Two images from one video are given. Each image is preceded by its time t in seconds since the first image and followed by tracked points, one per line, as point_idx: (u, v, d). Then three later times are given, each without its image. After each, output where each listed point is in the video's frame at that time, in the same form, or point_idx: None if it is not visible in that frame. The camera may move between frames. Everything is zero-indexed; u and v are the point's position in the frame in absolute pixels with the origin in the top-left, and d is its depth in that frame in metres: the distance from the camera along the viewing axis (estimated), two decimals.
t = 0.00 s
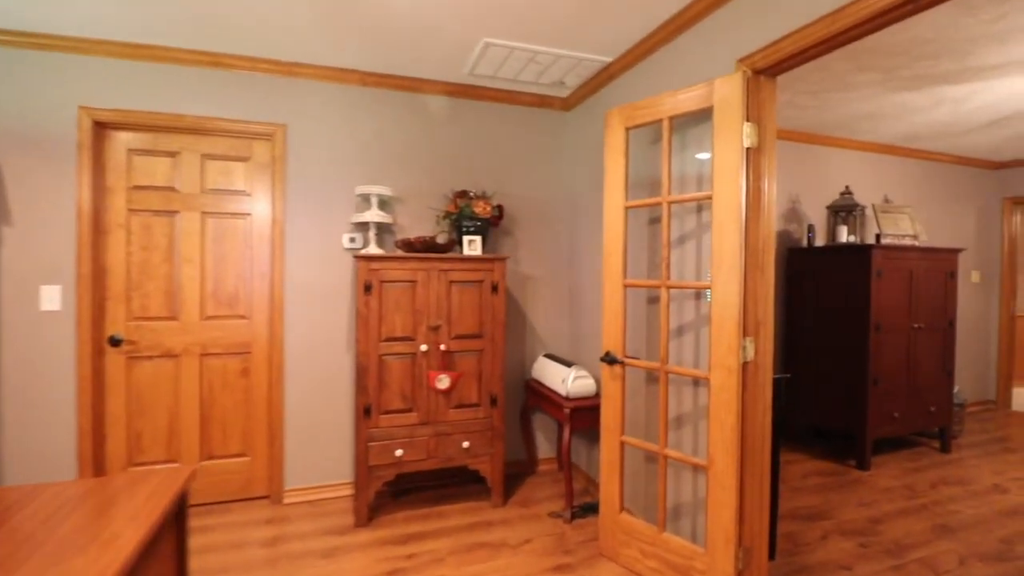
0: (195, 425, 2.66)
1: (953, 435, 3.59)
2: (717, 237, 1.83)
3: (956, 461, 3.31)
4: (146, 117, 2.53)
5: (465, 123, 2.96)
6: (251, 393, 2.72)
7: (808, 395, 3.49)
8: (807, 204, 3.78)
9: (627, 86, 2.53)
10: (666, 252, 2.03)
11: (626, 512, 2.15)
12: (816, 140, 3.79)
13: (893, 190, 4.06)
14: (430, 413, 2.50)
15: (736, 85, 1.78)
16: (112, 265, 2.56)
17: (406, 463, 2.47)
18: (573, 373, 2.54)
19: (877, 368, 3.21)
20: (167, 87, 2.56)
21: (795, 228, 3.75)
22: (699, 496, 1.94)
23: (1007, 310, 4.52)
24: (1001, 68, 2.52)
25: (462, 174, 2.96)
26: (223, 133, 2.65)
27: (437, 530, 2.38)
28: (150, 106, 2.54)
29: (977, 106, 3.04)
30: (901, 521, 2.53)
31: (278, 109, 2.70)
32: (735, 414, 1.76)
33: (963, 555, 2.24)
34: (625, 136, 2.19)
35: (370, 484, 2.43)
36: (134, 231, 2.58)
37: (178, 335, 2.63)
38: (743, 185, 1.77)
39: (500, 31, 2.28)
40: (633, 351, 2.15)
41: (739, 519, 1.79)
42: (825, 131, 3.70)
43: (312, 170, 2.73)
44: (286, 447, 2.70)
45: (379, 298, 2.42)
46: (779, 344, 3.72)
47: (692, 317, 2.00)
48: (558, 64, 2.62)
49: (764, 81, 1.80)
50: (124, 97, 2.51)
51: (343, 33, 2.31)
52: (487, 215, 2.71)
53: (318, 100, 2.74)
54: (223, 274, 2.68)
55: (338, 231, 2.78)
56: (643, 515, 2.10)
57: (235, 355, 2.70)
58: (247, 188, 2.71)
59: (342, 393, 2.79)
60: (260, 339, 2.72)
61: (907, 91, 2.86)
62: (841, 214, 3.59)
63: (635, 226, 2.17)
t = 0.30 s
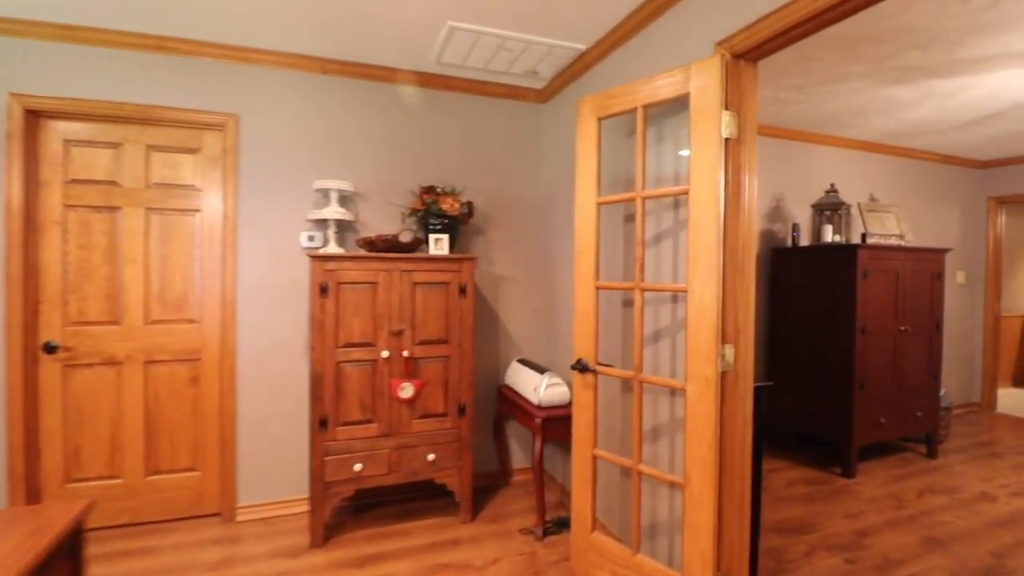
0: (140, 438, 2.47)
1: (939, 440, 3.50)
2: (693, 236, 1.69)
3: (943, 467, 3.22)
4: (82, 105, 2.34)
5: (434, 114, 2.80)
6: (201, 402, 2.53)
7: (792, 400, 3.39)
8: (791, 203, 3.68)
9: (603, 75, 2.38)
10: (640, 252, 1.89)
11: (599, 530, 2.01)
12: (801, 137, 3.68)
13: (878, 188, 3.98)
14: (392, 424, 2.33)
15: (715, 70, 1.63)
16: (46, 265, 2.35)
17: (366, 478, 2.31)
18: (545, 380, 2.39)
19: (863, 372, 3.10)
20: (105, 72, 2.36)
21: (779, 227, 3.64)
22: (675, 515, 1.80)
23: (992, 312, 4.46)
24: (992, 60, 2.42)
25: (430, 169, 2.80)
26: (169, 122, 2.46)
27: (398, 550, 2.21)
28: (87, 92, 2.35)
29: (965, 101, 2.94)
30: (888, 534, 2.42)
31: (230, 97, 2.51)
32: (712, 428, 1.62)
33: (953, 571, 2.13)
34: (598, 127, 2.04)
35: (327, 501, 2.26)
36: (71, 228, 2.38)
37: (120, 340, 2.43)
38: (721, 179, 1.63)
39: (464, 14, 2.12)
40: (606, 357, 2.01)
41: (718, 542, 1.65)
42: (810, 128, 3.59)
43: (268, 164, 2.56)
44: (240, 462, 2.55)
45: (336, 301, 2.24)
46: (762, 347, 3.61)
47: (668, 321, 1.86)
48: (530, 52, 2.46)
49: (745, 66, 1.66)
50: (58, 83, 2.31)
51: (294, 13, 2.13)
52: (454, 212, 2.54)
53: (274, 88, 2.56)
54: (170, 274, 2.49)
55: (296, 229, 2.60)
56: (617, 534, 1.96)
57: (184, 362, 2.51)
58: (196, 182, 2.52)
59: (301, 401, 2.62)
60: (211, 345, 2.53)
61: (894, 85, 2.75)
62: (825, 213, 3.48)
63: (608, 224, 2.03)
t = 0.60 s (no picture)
0: (81, 453, 2.28)
1: (927, 444, 3.42)
2: (671, 234, 1.55)
3: (931, 473, 3.13)
4: (14, 91, 2.14)
5: (403, 106, 2.65)
6: (149, 413, 2.35)
7: (777, 404, 3.29)
8: (776, 202, 3.57)
9: (579, 64, 2.24)
10: (615, 252, 1.75)
11: (572, 551, 1.88)
12: (786, 134, 3.58)
13: (864, 187, 3.89)
14: (352, 437, 2.17)
15: (694, 53, 1.50)
16: None
17: (325, 494, 2.14)
18: (518, 388, 2.24)
19: (850, 376, 3.00)
20: (41, 56, 2.17)
21: (765, 227, 3.54)
22: (653, 536, 1.67)
23: (978, 313, 4.41)
24: (983, 53, 2.32)
25: (398, 163, 2.64)
26: (111, 111, 2.27)
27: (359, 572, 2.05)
28: (20, 77, 2.16)
29: (954, 97, 2.85)
30: (878, 547, 2.31)
31: (179, 86, 2.33)
32: (692, 444, 1.49)
33: None
34: (572, 118, 1.90)
35: (282, 521, 2.10)
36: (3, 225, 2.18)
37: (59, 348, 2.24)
38: (702, 172, 1.50)
39: None
40: (580, 365, 1.87)
41: (697, 567, 1.52)
42: (796, 124, 3.49)
43: (221, 157, 2.39)
44: (190, 476, 2.38)
45: (291, 305, 2.08)
46: (746, 350, 3.51)
47: (645, 327, 1.73)
48: (502, 39, 2.31)
49: (726, 49, 1.53)
50: None
51: None
52: (422, 209, 2.39)
53: (228, 76, 2.39)
54: (114, 276, 2.31)
55: (252, 227, 2.43)
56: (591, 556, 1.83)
57: (130, 370, 2.33)
58: (142, 176, 2.33)
59: (258, 411, 2.45)
60: (160, 351, 2.35)
61: (882, 78, 2.64)
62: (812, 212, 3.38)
63: (582, 221, 1.90)
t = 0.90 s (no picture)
0: (10, 470, 2.07)
1: (913, 447, 3.35)
2: (648, 229, 1.41)
3: (917, 478, 3.06)
4: None
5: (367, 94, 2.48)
6: (88, 425, 2.16)
7: (762, 408, 3.20)
8: (761, 199, 3.48)
9: (553, 50, 2.11)
10: (588, 249, 1.61)
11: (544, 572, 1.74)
12: (771, 130, 3.48)
13: (849, 185, 3.82)
14: (309, 449, 2.01)
15: (672, 31, 1.37)
16: None
17: (278, 512, 1.98)
18: (489, 395, 2.09)
19: (836, 379, 2.91)
20: None
21: (749, 225, 3.44)
22: (629, 559, 1.53)
23: (962, 313, 4.37)
24: (974, 44, 2.23)
25: (363, 156, 2.48)
26: (44, 94, 2.07)
27: None
28: None
29: (942, 91, 2.77)
30: (867, 559, 2.21)
31: (122, 68, 2.14)
32: (670, 461, 1.35)
33: None
34: (543, 105, 1.76)
35: (230, 542, 1.93)
36: None
37: None
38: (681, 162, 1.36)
39: None
40: (552, 371, 1.73)
41: None
42: (781, 119, 3.39)
43: (168, 146, 2.21)
44: (134, 491, 2.20)
45: (240, 307, 1.91)
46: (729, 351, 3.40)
47: (621, 330, 1.59)
48: (472, 22, 2.17)
49: (707, 27, 1.40)
50: None
51: None
52: (386, 205, 2.23)
53: (176, 59, 2.21)
54: (48, 275, 2.11)
55: (202, 222, 2.25)
56: None
57: (67, 378, 2.13)
58: (80, 167, 2.13)
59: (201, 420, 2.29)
60: (101, 357, 2.16)
61: (870, 70, 2.55)
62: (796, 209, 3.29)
63: (553, 216, 1.75)
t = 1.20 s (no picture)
0: None
1: (897, 452, 3.28)
2: (620, 226, 1.27)
3: (902, 484, 2.98)
4: None
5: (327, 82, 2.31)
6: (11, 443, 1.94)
7: (746, 413, 3.09)
8: (743, 198, 3.37)
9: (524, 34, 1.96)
10: (557, 248, 1.47)
11: None
12: (753, 126, 3.38)
13: (832, 184, 3.74)
14: (256, 467, 1.83)
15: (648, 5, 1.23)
16: None
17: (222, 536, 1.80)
18: (455, 406, 1.94)
19: (821, 384, 2.81)
20: None
21: (731, 225, 3.33)
22: None
23: (943, 314, 4.34)
24: (964, 35, 2.15)
25: (322, 147, 2.31)
26: None
27: None
28: None
29: (928, 86, 2.70)
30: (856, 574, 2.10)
31: (49, 46, 1.93)
32: (645, 484, 1.21)
33: None
34: (510, 91, 1.61)
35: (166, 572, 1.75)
36: None
37: None
38: (657, 150, 1.23)
39: None
40: (519, 381, 1.58)
41: None
42: (764, 115, 3.29)
43: (103, 134, 2.00)
44: (65, 513, 1.99)
45: (177, 311, 1.73)
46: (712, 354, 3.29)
47: (593, 336, 1.45)
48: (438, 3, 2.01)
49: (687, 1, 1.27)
50: None
51: None
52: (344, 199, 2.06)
53: (111, 39, 2.00)
54: None
55: (142, 219, 2.05)
56: None
57: None
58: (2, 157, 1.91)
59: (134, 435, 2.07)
60: (25, 368, 1.94)
61: (856, 63, 2.45)
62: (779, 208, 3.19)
63: (520, 212, 1.60)
